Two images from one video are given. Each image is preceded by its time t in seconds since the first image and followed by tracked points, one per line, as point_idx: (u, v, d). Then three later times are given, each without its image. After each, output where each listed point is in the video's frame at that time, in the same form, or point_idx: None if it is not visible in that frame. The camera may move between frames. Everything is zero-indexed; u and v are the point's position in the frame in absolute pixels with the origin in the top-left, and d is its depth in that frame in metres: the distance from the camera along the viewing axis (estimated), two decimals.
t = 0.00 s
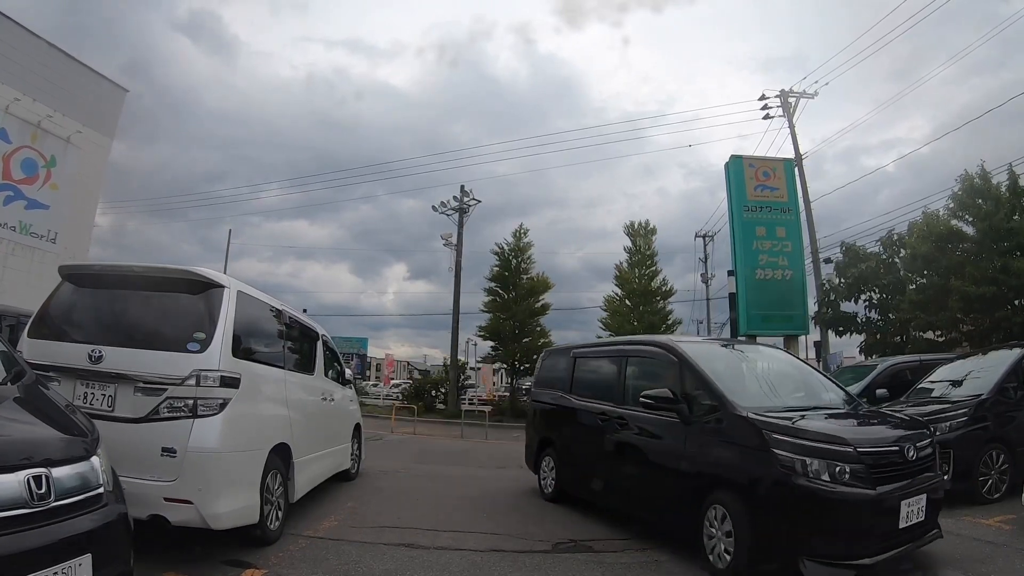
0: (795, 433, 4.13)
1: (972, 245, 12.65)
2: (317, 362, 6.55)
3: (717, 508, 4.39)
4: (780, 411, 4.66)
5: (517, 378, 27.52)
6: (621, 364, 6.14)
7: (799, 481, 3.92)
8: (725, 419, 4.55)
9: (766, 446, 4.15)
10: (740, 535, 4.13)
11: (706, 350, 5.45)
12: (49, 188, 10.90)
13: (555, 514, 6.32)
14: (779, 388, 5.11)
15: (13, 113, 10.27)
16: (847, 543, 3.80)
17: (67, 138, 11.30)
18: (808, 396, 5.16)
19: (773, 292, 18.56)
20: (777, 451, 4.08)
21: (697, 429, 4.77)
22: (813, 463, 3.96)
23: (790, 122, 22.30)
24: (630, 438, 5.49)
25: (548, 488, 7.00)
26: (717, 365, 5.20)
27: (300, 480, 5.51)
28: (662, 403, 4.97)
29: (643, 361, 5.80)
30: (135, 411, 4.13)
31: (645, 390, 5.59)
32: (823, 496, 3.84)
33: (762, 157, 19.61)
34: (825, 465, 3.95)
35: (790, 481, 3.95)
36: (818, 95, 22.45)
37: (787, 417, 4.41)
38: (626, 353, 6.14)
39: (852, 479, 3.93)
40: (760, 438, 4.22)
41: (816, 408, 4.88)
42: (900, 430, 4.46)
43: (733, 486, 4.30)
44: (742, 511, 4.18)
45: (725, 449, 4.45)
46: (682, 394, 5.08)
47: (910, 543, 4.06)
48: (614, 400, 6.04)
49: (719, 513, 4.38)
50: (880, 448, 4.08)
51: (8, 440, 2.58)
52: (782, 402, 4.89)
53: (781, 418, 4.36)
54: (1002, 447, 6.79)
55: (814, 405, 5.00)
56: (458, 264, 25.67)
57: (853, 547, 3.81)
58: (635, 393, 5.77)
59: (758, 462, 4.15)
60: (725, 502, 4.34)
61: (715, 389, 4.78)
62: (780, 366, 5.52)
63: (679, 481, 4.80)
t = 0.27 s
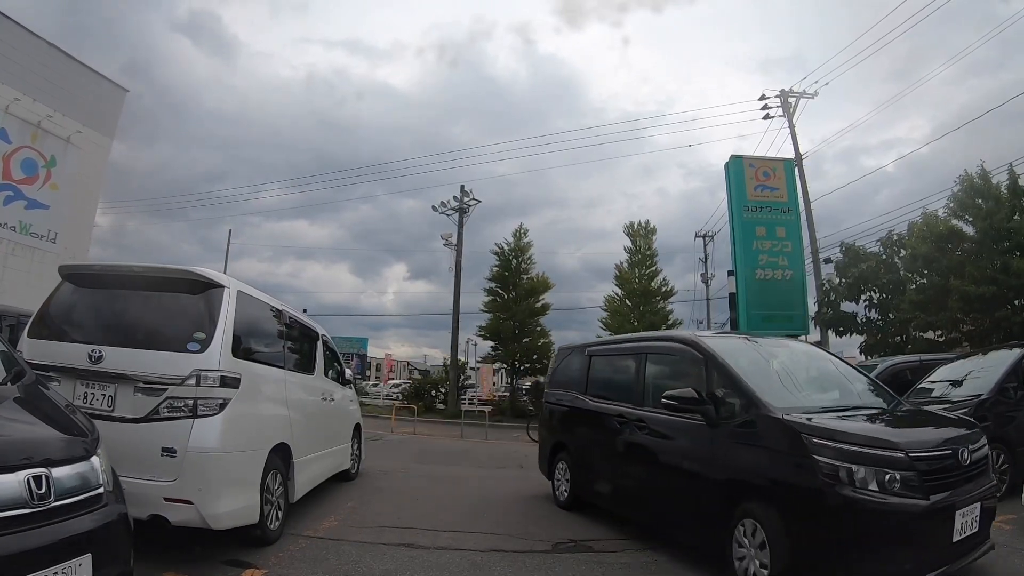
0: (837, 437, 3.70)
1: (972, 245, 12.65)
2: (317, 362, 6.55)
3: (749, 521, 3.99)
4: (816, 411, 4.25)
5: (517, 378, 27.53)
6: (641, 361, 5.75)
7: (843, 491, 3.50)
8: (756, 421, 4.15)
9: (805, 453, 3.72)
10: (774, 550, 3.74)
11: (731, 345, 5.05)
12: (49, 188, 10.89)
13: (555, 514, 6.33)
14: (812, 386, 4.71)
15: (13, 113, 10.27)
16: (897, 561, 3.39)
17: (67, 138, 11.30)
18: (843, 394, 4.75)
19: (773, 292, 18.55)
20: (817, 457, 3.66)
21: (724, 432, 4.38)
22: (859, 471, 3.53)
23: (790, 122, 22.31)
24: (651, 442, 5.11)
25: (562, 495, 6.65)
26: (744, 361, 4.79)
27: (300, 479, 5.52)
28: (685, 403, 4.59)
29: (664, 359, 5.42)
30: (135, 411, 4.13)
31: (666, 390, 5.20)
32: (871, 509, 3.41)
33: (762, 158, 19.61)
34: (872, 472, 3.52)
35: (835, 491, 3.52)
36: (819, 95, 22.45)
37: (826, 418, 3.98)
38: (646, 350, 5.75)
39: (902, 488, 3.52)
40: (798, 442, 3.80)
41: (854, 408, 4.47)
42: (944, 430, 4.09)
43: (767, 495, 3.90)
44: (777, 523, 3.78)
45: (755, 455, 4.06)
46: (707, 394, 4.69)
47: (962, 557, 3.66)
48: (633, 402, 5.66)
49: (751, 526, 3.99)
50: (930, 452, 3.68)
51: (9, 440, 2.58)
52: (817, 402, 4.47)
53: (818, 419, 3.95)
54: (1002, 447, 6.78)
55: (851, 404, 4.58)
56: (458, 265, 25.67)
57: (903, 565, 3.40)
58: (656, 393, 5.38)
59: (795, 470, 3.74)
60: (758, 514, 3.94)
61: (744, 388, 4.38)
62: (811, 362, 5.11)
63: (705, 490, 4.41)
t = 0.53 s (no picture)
0: (893, 443, 3.33)
1: (972, 245, 12.65)
2: (317, 362, 6.55)
3: (789, 537, 3.64)
4: (865, 412, 3.87)
5: (517, 378, 27.51)
6: (663, 360, 5.42)
7: (904, 504, 3.12)
8: (799, 425, 3.79)
9: (859, 462, 3.35)
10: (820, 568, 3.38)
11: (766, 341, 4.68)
12: (49, 188, 10.89)
13: (554, 514, 6.34)
14: (860, 385, 4.30)
15: (13, 113, 10.26)
16: None
17: (67, 138, 11.29)
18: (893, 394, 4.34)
19: (773, 292, 18.53)
20: (872, 466, 3.29)
21: (760, 436, 4.04)
22: (919, 480, 3.15)
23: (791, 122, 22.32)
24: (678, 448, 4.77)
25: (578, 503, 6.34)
26: (781, 357, 4.42)
27: (300, 480, 5.52)
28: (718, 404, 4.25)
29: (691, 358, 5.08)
30: (135, 411, 4.13)
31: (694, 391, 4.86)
32: (933, 524, 3.02)
33: (762, 158, 19.61)
34: (935, 483, 3.13)
35: (893, 504, 3.14)
36: (819, 95, 22.47)
37: (880, 422, 3.60)
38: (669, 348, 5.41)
39: (971, 500, 3.10)
40: (849, 450, 3.43)
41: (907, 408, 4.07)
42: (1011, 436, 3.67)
43: (812, 507, 3.54)
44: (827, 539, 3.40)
45: (797, 464, 3.70)
46: (741, 395, 4.33)
47: None
48: (656, 403, 5.33)
49: (792, 542, 3.63)
50: (999, 460, 3.26)
51: (9, 441, 2.58)
52: (865, 402, 4.08)
53: (869, 423, 3.58)
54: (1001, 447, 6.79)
55: (903, 404, 4.18)
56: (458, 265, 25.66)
57: None
58: (682, 394, 5.05)
59: (847, 480, 3.37)
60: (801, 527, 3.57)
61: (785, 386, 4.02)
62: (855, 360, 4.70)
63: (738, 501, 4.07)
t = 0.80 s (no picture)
0: (969, 448, 2.94)
1: (973, 245, 12.64)
2: (317, 362, 6.55)
3: (843, 554, 3.25)
4: (928, 414, 3.47)
5: (517, 379, 27.46)
6: (691, 357, 5.03)
7: (987, 518, 2.72)
8: (856, 429, 3.41)
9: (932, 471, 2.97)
10: None
11: (809, 335, 4.29)
12: (48, 188, 10.88)
13: (554, 514, 6.35)
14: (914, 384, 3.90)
15: (13, 113, 10.25)
16: None
17: (67, 138, 11.28)
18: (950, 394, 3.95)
19: (773, 292, 18.52)
20: (946, 474, 2.92)
21: (807, 441, 3.66)
22: (1002, 490, 2.75)
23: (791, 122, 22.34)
24: (715, 455, 4.35)
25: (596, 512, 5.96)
26: (827, 352, 4.03)
27: (300, 479, 5.52)
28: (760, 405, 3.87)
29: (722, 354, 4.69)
30: (135, 412, 4.13)
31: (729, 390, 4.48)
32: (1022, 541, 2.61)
33: (762, 158, 19.61)
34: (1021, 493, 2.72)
35: (973, 518, 2.75)
36: (819, 95, 22.48)
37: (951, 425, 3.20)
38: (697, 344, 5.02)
39: None
40: (917, 456, 3.06)
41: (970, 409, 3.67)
42: None
43: (873, 522, 3.14)
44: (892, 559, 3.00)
45: (853, 473, 3.32)
46: (785, 395, 3.94)
47: None
48: (684, 405, 4.95)
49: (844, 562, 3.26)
50: None
51: (9, 441, 2.58)
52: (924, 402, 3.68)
53: (938, 425, 3.19)
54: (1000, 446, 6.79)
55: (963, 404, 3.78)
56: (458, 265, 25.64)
57: None
58: (713, 394, 4.67)
59: (919, 491, 2.98)
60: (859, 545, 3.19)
61: (838, 385, 3.63)
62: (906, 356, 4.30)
63: (779, 513, 3.70)
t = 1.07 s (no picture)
0: None
1: (974, 245, 12.62)
2: (317, 363, 6.53)
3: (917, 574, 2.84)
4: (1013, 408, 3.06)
5: (517, 381, 27.29)
6: (727, 349, 4.57)
7: None
8: (932, 428, 3.00)
9: None
10: None
11: (864, 321, 3.86)
12: (48, 188, 10.85)
13: (553, 514, 6.34)
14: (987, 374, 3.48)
15: (13, 113, 10.22)
16: None
17: (67, 138, 11.25)
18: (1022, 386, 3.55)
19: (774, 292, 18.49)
20: None
21: (870, 445, 3.25)
22: None
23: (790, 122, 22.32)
24: (758, 460, 3.92)
25: (618, 524, 5.58)
26: (890, 339, 3.58)
27: (300, 480, 5.50)
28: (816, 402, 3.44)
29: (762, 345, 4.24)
30: (133, 412, 4.10)
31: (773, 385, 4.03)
32: None
33: (762, 158, 19.58)
34: None
35: None
36: (818, 95, 22.47)
37: None
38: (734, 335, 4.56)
39: None
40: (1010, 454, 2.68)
41: None
42: None
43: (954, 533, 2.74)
44: None
45: (926, 480, 2.93)
46: (843, 390, 3.51)
47: None
48: (718, 404, 4.52)
49: None
50: None
51: (5, 442, 2.56)
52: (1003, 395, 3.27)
53: None
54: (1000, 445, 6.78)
55: None
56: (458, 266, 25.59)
57: None
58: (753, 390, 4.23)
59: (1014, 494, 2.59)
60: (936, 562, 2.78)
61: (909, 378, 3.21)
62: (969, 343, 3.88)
63: (837, 526, 3.29)
